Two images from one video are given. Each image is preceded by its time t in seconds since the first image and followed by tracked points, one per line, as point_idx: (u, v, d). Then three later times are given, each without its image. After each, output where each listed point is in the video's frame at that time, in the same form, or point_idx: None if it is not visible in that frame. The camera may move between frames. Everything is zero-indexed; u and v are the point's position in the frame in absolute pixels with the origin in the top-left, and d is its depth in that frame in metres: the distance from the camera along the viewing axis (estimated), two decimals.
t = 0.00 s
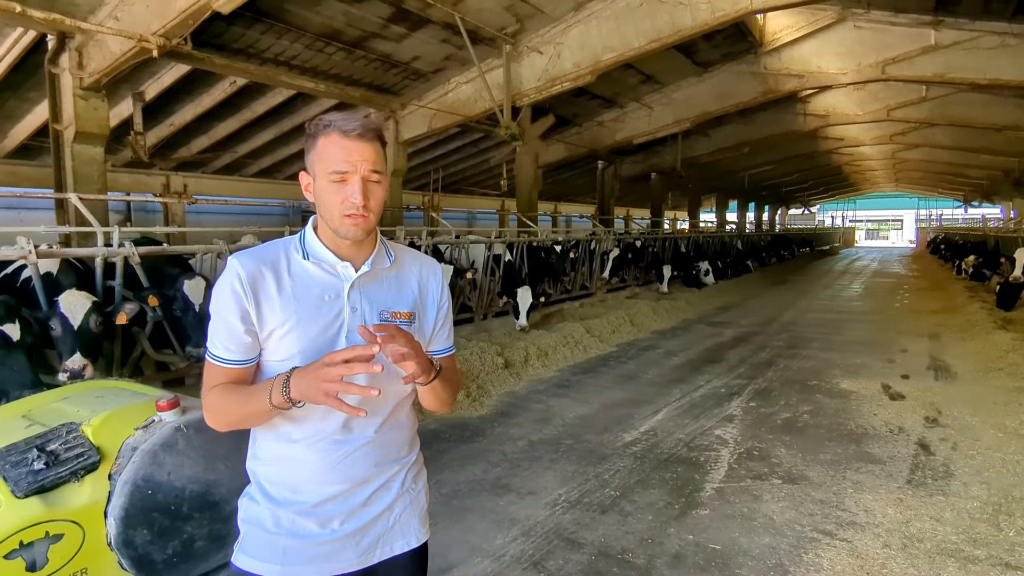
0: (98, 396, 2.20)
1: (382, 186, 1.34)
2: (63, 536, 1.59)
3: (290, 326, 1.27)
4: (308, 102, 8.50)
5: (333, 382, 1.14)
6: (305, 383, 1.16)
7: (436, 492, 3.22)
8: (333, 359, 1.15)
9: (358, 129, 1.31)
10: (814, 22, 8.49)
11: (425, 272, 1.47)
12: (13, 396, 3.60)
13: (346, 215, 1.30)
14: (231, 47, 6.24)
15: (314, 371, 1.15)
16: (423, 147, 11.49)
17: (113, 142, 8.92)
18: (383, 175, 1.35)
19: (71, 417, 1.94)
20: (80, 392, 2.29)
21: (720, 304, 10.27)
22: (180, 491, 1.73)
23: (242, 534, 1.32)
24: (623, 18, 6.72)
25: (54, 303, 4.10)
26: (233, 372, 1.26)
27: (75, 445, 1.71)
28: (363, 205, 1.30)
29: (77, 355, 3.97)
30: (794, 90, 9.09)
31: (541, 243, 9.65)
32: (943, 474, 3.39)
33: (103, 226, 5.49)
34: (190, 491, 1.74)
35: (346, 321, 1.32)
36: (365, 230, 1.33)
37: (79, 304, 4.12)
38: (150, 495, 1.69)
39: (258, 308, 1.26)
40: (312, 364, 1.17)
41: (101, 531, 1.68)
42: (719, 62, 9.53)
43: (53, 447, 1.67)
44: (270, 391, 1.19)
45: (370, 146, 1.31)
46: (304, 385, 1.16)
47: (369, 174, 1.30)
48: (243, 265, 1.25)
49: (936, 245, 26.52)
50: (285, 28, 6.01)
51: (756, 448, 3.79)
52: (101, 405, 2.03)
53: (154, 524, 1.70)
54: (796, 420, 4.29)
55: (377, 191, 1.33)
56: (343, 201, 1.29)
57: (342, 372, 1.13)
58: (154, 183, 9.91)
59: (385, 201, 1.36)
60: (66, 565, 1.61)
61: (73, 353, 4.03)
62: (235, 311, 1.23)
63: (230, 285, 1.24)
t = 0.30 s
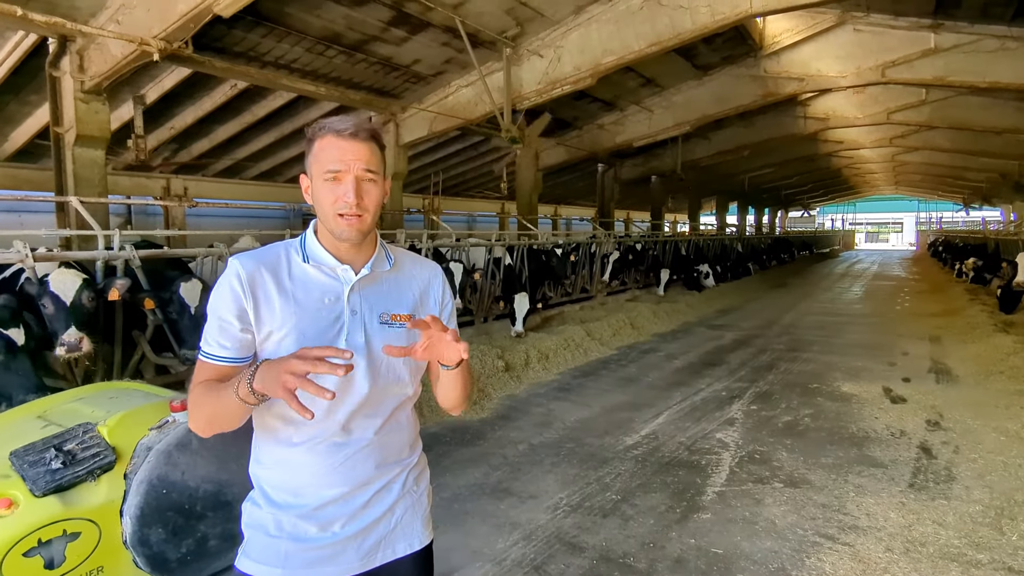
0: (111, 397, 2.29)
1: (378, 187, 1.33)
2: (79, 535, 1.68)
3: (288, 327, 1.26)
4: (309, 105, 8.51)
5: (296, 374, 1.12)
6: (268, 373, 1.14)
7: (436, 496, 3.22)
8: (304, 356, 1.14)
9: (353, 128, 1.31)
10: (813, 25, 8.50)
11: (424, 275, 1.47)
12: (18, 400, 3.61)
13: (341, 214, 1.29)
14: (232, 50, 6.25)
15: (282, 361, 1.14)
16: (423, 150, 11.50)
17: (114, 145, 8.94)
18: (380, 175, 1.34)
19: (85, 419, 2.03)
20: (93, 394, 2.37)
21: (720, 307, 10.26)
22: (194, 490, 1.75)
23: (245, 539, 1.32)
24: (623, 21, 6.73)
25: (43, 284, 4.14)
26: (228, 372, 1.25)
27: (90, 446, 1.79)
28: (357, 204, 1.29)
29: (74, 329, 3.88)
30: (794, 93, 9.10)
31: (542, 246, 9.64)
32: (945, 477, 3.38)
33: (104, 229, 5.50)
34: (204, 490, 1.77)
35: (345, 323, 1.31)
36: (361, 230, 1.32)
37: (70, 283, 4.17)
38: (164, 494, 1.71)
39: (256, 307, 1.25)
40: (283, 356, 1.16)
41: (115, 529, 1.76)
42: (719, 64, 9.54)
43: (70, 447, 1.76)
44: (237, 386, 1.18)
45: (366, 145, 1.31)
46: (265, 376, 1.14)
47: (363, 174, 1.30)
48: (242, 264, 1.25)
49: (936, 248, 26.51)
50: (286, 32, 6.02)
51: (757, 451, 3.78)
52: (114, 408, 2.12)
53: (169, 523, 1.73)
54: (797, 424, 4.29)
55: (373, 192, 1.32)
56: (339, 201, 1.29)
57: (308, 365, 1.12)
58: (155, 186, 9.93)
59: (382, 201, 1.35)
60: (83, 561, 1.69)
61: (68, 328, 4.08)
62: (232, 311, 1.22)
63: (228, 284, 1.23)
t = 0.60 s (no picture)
0: (124, 397, 2.30)
1: (385, 200, 1.33)
2: (95, 531, 1.72)
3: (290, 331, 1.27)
4: (309, 106, 8.52)
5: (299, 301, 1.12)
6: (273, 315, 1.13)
7: (437, 498, 3.22)
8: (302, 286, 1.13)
9: (364, 143, 1.31)
10: (813, 28, 8.50)
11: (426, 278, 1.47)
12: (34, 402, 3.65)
13: (344, 225, 1.29)
14: (233, 53, 6.26)
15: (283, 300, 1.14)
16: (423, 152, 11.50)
17: (114, 147, 8.95)
18: (386, 189, 1.34)
19: (100, 418, 2.04)
20: (105, 393, 2.38)
21: (721, 309, 10.26)
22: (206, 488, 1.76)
23: (248, 540, 1.31)
24: (623, 23, 6.74)
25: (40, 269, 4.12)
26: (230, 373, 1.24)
27: (105, 444, 1.83)
28: (363, 218, 1.29)
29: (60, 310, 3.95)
30: (794, 95, 9.10)
31: (542, 248, 9.64)
32: (946, 480, 3.38)
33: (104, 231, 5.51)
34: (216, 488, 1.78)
35: (347, 327, 1.31)
36: (365, 240, 1.32)
37: (69, 267, 4.17)
38: (178, 492, 1.72)
39: (258, 309, 1.25)
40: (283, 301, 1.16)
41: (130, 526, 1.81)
42: (719, 66, 9.56)
43: (87, 444, 1.79)
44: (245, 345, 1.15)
45: (374, 160, 1.31)
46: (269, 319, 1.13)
47: (371, 188, 1.30)
48: (244, 267, 1.25)
49: (936, 251, 26.51)
50: (287, 34, 6.03)
51: (758, 453, 3.78)
52: (127, 407, 2.13)
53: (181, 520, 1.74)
54: (797, 426, 4.28)
55: (379, 205, 1.32)
56: (343, 210, 1.29)
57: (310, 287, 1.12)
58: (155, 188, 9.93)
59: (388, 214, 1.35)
60: (97, 557, 1.73)
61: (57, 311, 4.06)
62: (233, 308, 1.22)
63: (231, 285, 1.24)
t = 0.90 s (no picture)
0: (136, 396, 2.30)
1: (383, 198, 1.34)
2: (111, 527, 1.71)
3: (291, 336, 1.26)
4: (309, 108, 8.52)
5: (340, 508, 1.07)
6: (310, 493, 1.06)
7: (436, 500, 3.21)
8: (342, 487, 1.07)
9: (362, 139, 1.31)
10: (812, 29, 8.51)
11: (424, 281, 1.47)
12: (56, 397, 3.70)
13: (346, 226, 1.29)
14: (233, 54, 6.26)
15: (327, 478, 1.07)
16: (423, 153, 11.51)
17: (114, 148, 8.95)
18: (385, 186, 1.35)
19: (114, 416, 2.06)
20: (119, 392, 2.39)
21: (720, 311, 10.26)
22: (219, 486, 1.74)
23: (247, 542, 1.31)
24: (623, 25, 6.74)
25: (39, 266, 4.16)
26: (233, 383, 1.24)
27: (120, 442, 1.84)
28: (364, 217, 1.29)
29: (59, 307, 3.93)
30: (794, 97, 9.12)
31: (542, 249, 9.64)
32: (945, 481, 3.37)
33: (105, 232, 5.51)
34: (228, 486, 1.76)
35: (347, 331, 1.31)
36: (367, 239, 1.32)
37: (65, 268, 4.16)
38: (190, 489, 1.71)
39: (259, 315, 1.24)
40: (325, 468, 1.09)
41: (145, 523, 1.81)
42: (719, 68, 9.57)
43: (101, 443, 1.81)
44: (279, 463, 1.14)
45: (373, 157, 1.31)
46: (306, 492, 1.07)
47: (370, 186, 1.30)
48: (244, 271, 1.25)
49: (936, 252, 26.52)
50: (287, 35, 6.03)
51: (758, 455, 3.77)
52: (140, 406, 2.14)
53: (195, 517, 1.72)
54: (797, 427, 4.28)
55: (379, 203, 1.33)
56: (345, 210, 1.29)
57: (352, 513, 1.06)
58: (155, 190, 9.93)
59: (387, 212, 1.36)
60: (113, 553, 1.72)
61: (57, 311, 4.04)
62: (235, 318, 1.21)
63: (231, 290, 1.23)
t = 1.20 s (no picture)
0: (148, 394, 2.34)
1: (381, 191, 1.34)
2: (126, 522, 1.76)
3: (289, 336, 1.26)
4: (309, 108, 8.53)
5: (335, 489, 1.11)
6: (311, 472, 1.13)
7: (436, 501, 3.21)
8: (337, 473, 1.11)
9: (357, 132, 1.32)
10: (813, 30, 8.51)
11: (425, 282, 1.47)
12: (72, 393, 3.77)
13: (345, 220, 1.29)
14: (233, 55, 6.27)
15: (323, 456, 1.13)
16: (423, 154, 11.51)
17: (115, 149, 8.96)
18: (384, 179, 1.35)
19: (127, 414, 2.10)
20: (134, 389, 2.44)
21: (720, 311, 10.26)
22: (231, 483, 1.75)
23: (245, 544, 1.31)
24: (623, 26, 6.75)
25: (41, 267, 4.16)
26: (232, 386, 1.25)
27: (135, 438, 1.90)
28: (362, 209, 1.29)
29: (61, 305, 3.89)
30: (794, 98, 9.13)
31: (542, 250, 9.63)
32: (945, 482, 3.37)
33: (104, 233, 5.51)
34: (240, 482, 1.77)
35: (346, 332, 1.31)
36: (365, 235, 1.32)
37: (68, 267, 4.17)
38: (203, 485, 1.72)
39: (258, 316, 1.25)
40: (324, 447, 1.15)
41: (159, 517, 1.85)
42: (718, 69, 9.58)
43: (116, 439, 1.87)
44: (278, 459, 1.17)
45: (369, 150, 1.32)
46: (307, 473, 1.13)
47: (368, 179, 1.30)
48: (243, 272, 1.25)
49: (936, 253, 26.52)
50: (287, 36, 6.03)
51: (758, 456, 3.77)
52: (153, 404, 2.18)
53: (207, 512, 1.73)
54: (797, 428, 4.28)
55: (377, 197, 1.33)
56: (343, 206, 1.29)
57: (346, 491, 1.11)
58: (155, 190, 9.94)
59: (386, 207, 1.36)
60: (129, 548, 1.77)
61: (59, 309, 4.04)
62: (233, 321, 1.22)
63: (229, 292, 1.23)
